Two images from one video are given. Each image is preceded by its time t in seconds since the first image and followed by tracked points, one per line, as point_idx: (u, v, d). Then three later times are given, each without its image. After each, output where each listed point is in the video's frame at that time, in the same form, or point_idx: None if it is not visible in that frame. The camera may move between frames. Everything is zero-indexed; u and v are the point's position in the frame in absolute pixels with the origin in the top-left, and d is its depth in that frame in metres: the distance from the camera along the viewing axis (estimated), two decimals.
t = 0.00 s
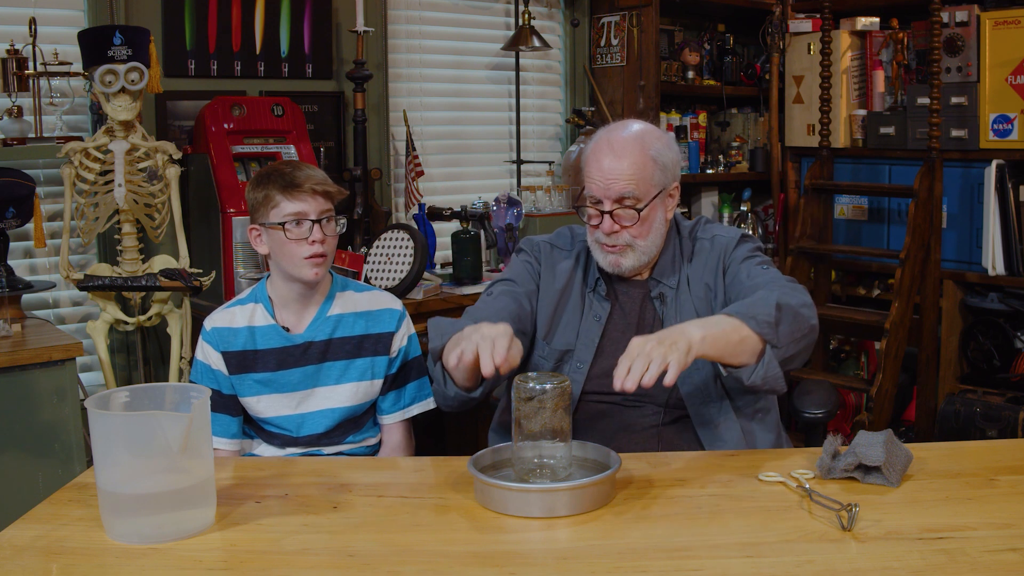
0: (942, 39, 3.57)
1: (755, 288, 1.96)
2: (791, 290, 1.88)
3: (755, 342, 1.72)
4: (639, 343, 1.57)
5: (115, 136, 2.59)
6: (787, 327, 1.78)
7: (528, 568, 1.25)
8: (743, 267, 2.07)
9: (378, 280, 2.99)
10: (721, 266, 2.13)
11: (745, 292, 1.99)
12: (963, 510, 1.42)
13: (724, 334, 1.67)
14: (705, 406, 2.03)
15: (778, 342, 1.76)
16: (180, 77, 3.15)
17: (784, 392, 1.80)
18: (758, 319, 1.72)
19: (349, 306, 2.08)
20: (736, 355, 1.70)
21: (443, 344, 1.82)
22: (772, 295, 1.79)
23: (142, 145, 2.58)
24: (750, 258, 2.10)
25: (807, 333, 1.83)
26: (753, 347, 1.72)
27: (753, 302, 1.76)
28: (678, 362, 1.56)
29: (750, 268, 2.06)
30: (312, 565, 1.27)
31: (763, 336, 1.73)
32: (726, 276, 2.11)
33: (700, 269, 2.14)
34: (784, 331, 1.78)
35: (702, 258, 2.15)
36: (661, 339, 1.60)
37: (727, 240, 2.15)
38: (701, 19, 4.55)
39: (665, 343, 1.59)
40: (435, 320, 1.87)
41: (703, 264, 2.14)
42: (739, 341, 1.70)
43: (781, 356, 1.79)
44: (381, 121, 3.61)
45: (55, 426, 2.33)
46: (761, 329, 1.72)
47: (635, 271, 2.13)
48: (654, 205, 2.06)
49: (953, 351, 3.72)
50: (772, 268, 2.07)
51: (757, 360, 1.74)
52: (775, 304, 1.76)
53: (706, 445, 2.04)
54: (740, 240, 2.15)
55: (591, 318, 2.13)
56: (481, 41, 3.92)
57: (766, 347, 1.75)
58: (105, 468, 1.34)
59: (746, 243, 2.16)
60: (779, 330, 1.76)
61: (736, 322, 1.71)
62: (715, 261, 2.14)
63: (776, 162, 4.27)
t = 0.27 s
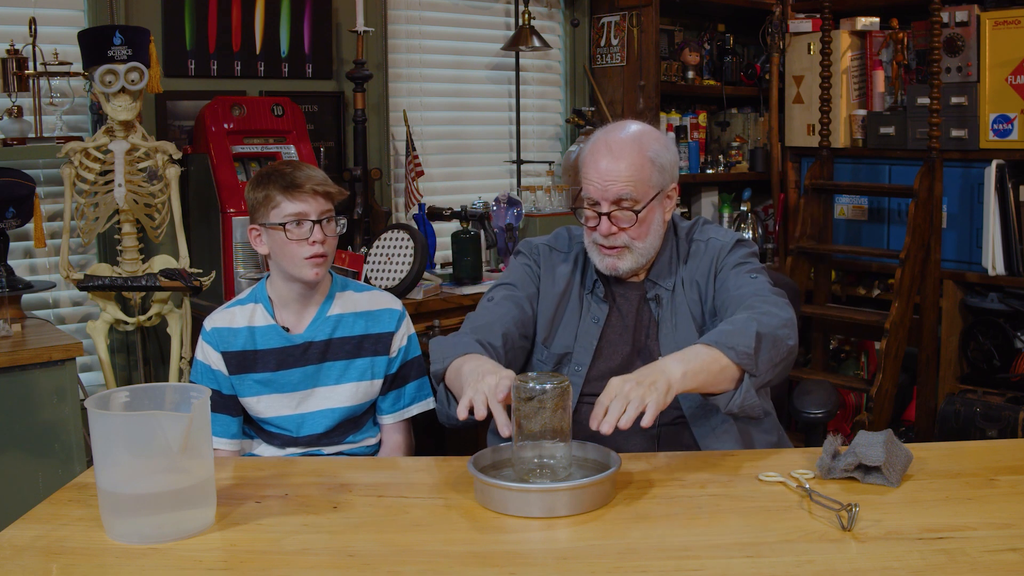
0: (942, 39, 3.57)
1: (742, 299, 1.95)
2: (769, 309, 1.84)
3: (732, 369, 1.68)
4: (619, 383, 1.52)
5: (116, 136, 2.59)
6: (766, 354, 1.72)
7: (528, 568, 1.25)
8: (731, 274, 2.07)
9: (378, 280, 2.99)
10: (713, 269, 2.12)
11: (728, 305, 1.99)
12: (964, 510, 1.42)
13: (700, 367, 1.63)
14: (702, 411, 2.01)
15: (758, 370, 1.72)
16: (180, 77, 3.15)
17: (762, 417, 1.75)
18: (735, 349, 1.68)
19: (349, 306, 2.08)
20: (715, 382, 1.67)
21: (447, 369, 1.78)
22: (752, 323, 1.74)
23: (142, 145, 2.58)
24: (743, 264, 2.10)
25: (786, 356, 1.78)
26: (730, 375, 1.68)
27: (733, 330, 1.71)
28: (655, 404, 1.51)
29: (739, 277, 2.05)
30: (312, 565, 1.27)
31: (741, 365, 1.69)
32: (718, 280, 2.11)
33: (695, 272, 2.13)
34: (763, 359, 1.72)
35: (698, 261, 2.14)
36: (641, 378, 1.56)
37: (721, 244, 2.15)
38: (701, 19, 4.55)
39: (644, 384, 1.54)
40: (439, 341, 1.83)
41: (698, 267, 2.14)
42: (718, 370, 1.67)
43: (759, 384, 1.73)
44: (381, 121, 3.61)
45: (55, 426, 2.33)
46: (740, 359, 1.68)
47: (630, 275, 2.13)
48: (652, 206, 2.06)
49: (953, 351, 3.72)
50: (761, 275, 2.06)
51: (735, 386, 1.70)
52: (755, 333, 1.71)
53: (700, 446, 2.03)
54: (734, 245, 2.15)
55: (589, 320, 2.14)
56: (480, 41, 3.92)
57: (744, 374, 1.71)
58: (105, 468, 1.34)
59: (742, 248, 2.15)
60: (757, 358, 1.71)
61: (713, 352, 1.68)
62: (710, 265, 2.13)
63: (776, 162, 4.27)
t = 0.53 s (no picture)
0: (942, 39, 3.57)
1: (734, 305, 1.94)
2: (758, 319, 1.82)
3: (720, 383, 1.67)
4: (608, 402, 1.52)
5: (116, 136, 2.59)
6: (756, 367, 1.72)
7: (528, 568, 1.25)
8: (728, 278, 2.07)
9: (378, 280, 2.99)
10: (709, 272, 2.12)
11: (722, 310, 1.99)
12: (964, 510, 1.42)
13: (688, 382, 1.62)
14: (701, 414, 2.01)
15: (748, 384, 1.70)
16: (180, 77, 3.15)
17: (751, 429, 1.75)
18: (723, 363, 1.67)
19: (349, 306, 2.08)
20: (704, 396, 1.66)
21: (449, 383, 1.78)
22: (742, 336, 1.72)
23: (142, 145, 2.58)
24: (739, 267, 2.10)
25: (777, 368, 1.77)
26: (719, 389, 1.67)
27: (723, 345, 1.70)
28: (643, 422, 1.50)
29: (734, 282, 2.04)
30: (312, 565, 1.27)
31: (730, 380, 1.68)
32: (714, 283, 2.11)
33: (692, 275, 2.13)
34: (753, 373, 1.71)
35: (695, 264, 2.14)
36: (629, 399, 1.55)
37: (719, 246, 2.14)
38: (701, 19, 4.55)
39: (633, 403, 1.54)
40: (439, 354, 1.83)
41: (696, 270, 2.13)
42: (708, 385, 1.65)
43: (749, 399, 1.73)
44: (381, 121, 3.61)
45: (55, 426, 2.33)
46: (729, 374, 1.67)
47: (629, 277, 2.12)
48: (649, 209, 2.05)
49: (953, 351, 3.72)
50: (757, 278, 2.06)
51: (725, 399, 1.69)
52: (745, 348, 1.70)
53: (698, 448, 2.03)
54: (732, 247, 2.14)
55: (587, 323, 2.14)
56: (481, 41, 3.92)
57: (734, 388, 1.70)
58: (105, 468, 1.34)
59: (739, 250, 2.15)
60: (747, 372, 1.70)
61: (701, 366, 1.66)
62: (708, 268, 2.13)
63: (776, 162, 4.27)
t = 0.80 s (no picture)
0: (942, 39, 3.57)
1: (734, 308, 1.94)
2: (760, 322, 1.82)
3: (721, 384, 1.67)
4: (607, 397, 1.52)
5: (116, 136, 2.59)
6: (758, 369, 1.72)
7: (528, 568, 1.25)
8: (729, 280, 2.06)
9: (378, 280, 2.99)
10: (709, 274, 2.12)
11: (722, 312, 1.99)
12: (964, 510, 1.42)
13: (690, 381, 1.62)
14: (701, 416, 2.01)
15: (749, 386, 1.70)
16: (180, 77, 3.15)
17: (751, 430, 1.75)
18: (723, 364, 1.67)
19: (349, 306, 2.08)
20: (705, 398, 1.66)
21: (448, 384, 1.78)
22: (744, 338, 1.73)
23: (142, 145, 2.58)
24: (740, 268, 2.10)
25: (778, 370, 1.77)
26: (720, 390, 1.67)
27: (724, 345, 1.70)
28: (640, 418, 1.50)
29: (734, 284, 2.04)
30: (312, 565, 1.27)
31: (732, 380, 1.68)
32: (714, 285, 2.11)
33: (693, 277, 2.13)
34: (754, 374, 1.71)
35: (695, 265, 2.14)
36: (628, 394, 1.55)
37: (719, 248, 2.14)
38: (701, 19, 4.55)
39: (631, 399, 1.54)
40: (438, 354, 1.83)
41: (696, 271, 2.13)
42: (708, 385, 1.65)
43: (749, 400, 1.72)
44: (381, 121, 3.61)
45: (55, 427, 2.33)
46: (731, 374, 1.67)
47: (629, 279, 2.12)
48: (649, 213, 2.05)
49: (953, 351, 3.72)
50: (757, 280, 2.06)
51: (725, 400, 1.69)
52: (747, 348, 1.70)
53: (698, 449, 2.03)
54: (732, 249, 2.14)
55: (586, 325, 2.14)
56: (481, 41, 3.92)
57: (735, 390, 1.70)
58: (105, 468, 1.34)
59: (740, 252, 2.15)
60: (748, 373, 1.70)
61: (702, 366, 1.66)
62: (708, 269, 2.13)
63: (776, 162, 4.27)
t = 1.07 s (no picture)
0: (942, 39, 3.57)
1: (734, 310, 1.94)
2: (760, 324, 1.82)
3: (719, 388, 1.67)
4: (606, 400, 1.52)
5: (116, 136, 2.59)
6: (757, 374, 1.72)
7: (528, 568, 1.25)
8: (729, 281, 2.06)
9: (378, 280, 2.99)
10: (710, 275, 2.12)
11: (722, 313, 1.99)
12: (964, 510, 1.42)
13: (688, 384, 1.62)
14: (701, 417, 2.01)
15: (747, 390, 1.70)
16: (180, 77, 3.15)
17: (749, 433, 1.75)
18: (722, 368, 1.67)
19: (348, 306, 2.08)
20: (703, 401, 1.66)
21: (448, 383, 1.78)
22: (743, 341, 1.72)
23: (142, 145, 2.58)
24: (740, 269, 2.10)
25: (776, 374, 1.77)
26: (718, 394, 1.67)
27: (722, 349, 1.70)
28: (639, 422, 1.50)
29: (734, 286, 2.04)
30: (312, 565, 1.27)
31: (730, 385, 1.68)
32: (714, 286, 2.11)
33: (693, 277, 2.13)
34: (753, 379, 1.71)
35: (696, 266, 2.14)
36: (627, 398, 1.54)
37: (719, 249, 2.14)
38: (701, 18, 4.55)
39: (630, 403, 1.53)
40: (437, 354, 1.83)
41: (697, 272, 2.13)
42: (707, 388, 1.65)
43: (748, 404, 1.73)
44: (381, 121, 3.61)
45: (56, 427, 2.33)
46: (729, 379, 1.67)
47: (629, 280, 2.12)
48: (650, 214, 2.05)
49: (953, 351, 3.72)
50: (758, 282, 2.05)
51: (723, 404, 1.69)
52: (746, 352, 1.70)
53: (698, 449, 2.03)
54: (732, 250, 2.14)
55: (587, 326, 2.14)
56: (481, 41, 3.92)
57: (732, 393, 1.70)
58: (105, 469, 1.34)
59: (740, 253, 2.15)
60: (746, 377, 1.70)
61: (701, 369, 1.66)
62: (708, 270, 2.13)
63: (776, 162, 4.27)
